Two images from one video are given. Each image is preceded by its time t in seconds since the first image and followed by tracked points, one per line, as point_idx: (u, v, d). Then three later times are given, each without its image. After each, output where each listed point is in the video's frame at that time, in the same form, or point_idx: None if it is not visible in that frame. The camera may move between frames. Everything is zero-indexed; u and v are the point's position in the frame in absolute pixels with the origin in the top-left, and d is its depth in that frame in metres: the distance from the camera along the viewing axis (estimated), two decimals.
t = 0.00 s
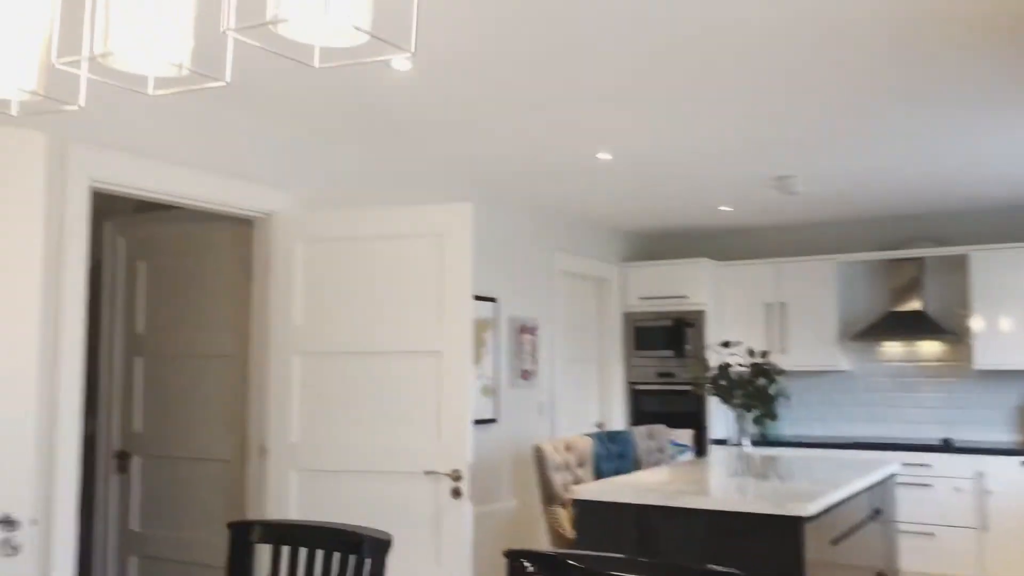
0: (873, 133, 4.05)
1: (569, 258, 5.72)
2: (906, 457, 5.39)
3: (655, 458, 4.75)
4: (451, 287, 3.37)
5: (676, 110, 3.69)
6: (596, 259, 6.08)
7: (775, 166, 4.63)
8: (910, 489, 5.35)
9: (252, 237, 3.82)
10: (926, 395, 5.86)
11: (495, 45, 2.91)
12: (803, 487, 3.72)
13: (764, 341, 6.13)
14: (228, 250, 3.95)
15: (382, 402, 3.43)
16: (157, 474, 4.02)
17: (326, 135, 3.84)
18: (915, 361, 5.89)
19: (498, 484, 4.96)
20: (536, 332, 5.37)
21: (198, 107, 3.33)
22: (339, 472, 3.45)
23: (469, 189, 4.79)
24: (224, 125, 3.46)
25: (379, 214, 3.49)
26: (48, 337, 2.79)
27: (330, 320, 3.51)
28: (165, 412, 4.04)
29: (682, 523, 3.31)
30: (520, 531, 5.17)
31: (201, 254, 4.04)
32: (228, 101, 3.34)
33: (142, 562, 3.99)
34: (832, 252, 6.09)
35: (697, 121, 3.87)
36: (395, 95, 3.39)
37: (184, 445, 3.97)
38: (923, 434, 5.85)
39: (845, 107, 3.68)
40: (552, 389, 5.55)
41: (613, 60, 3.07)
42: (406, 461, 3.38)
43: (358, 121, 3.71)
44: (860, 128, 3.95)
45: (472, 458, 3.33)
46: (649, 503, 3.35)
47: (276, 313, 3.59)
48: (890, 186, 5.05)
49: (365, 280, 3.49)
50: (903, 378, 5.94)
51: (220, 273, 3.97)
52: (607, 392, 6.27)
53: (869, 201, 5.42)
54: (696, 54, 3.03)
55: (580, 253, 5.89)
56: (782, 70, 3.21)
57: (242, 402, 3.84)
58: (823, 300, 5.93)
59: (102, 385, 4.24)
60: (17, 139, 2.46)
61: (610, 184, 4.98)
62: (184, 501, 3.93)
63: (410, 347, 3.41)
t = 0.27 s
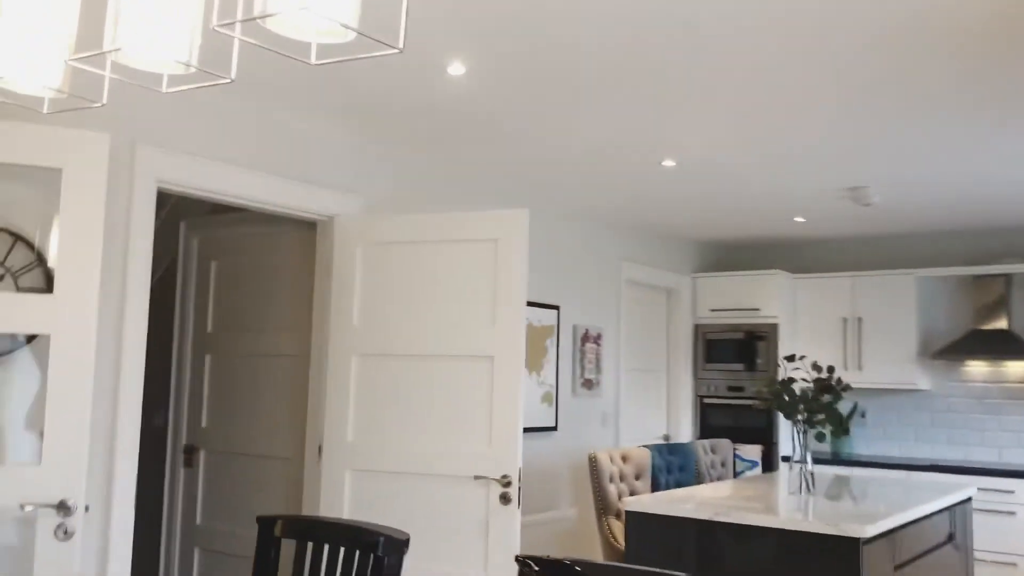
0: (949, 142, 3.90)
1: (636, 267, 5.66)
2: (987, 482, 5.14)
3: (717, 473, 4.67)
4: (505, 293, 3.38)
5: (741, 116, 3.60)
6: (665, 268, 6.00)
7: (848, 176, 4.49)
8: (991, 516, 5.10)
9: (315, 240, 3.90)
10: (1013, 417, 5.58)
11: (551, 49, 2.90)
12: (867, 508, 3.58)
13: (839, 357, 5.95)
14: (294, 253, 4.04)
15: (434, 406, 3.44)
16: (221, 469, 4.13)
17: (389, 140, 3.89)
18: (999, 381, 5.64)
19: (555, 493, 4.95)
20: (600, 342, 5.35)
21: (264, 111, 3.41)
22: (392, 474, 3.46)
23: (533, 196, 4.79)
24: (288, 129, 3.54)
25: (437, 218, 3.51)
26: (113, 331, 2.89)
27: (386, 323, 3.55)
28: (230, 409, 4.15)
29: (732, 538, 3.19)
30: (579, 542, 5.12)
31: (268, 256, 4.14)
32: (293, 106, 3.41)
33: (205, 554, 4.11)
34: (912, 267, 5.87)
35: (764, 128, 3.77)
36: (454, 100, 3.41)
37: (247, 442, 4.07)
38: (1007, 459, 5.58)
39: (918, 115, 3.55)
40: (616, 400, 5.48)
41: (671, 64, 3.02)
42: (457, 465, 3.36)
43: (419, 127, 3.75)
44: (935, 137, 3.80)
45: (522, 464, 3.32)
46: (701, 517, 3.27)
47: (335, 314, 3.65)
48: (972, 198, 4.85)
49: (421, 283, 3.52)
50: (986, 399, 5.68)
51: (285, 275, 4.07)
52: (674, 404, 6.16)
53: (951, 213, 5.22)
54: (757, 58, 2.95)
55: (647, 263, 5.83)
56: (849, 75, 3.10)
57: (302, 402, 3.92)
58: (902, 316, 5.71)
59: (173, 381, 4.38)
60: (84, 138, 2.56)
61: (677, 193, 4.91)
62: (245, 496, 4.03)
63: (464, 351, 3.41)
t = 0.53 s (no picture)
0: (1001, 128, 3.75)
1: (679, 248, 5.60)
2: None
3: (752, 458, 4.59)
4: (531, 271, 3.38)
5: (779, 98, 3.52)
6: (710, 250, 5.92)
7: (896, 161, 4.36)
8: None
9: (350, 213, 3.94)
10: None
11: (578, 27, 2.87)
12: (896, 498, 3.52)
13: (886, 345, 5.81)
14: (330, 226, 4.10)
15: (459, 381, 3.47)
16: (256, 434, 4.24)
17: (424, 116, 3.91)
18: None
19: (587, 470, 4.97)
20: (638, 322, 5.32)
21: (298, 85, 3.45)
22: (415, 445, 3.52)
23: (573, 174, 4.77)
24: (323, 103, 3.58)
25: (467, 193, 3.52)
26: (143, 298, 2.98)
27: (415, 296, 3.58)
28: (266, 376, 4.24)
29: (755, 523, 3.21)
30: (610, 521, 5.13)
31: (306, 228, 4.21)
32: (326, 80, 3.45)
33: (240, 516, 4.23)
34: (967, 255, 5.69)
35: (804, 110, 3.68)
36: (485, 77, 3.41)
37: (281, 409, 4.15)
38: None
39: (964, 99, 3.43)
40: (653, 380, 5.46)
41: (703, 44, 2.96)
42: (479, 440, 3.40)
43: (453, 103, 3.75)
44: (984, 122, 3.67)
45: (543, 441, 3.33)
46: (722, 500, 3.25)
47: (366, 286, 3.68)
48: None
49: (450, 258, 3.53)
50: None
51: (322, 247, 4.13)
52: (716, 387, 6.10)
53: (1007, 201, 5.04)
54: (790, 38, 2.88)
55: (691, 244, 5.77)
56: (888, 56, 3.00)
57: (333, 371, 3.99)
58: (954, 304, 5.55)
59: (213, 347, 4.49)
60: (115, 111, 2.65)
61: (719, 175, 4.84)
62: (278, 462, 4.13)
63: (489, 327, 3.43)
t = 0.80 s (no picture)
0: (1016, 89, 3.64)
1: (687, 210, 5.53)
2: None
3: (753, 424, 4.58)
4: (527, 231, 3.33)
5: (783, 56, 3.43)
6: (720, 212, 5.84)
7: (907, 123, 4.25)
8: None
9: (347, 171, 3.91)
10: None
11: None
12: (894, 464, 3.49)
13: (897, 310, 5.73)
14: (330, 184, 4.07)
15: (454, 342, 3.45)
16: (258, 392, 4.27)
17: (422, 73, 3.85)
18: None
19: (590, 432, 4.96)
20: (644, 286, 5.26)
21: (291, 41, 3.41)
22: (410, 405, 3.51)
23: (580, 134, 4.70)
24: (318, 60, 3.53)
25: (462, 152, 3.47)
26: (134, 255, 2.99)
27: (410, 256, 3.55)
28: (267, 334, 4.26)
29: (750, 488, 3.26)
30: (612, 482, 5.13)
31: (306, 186, 4.19)
32: (320, 36, 3.39)
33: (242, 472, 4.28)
34: (983, 219, 5.58)
35: (810, 69, 3.58)
36: (480, 33, 3.34)
37: (280, 366, 4.17)
38: None
39: (975, 59, 3.32)
40: (659, 343, 5.42)
41: None
42: (473, 400, 3.38)
43: (451, 60, 3.69)
44: (997, 83, 3.56)
45: (537, 402, 3.32)
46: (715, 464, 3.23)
47: (362, 246, 3.67)
48: None
49: (445, 218, 3.50)
50: None
51: (322, 206, 4.11)
52: (723, 350, 6.06)
53: None
54: None
55: (702, 207, 5.69)
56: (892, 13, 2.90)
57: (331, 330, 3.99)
58: (967, 270, 5.45)
59: (216, 305, 4.51)
60: (101, 66, 2.63)
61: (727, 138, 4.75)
62: (280, 419, 4.16)
63: (484, 287, 3.40)
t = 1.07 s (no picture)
0: (994, 49, 3.60)
1: (667, 175, 5.49)
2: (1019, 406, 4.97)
3: (733, 387, 4.61)
4: (499, 196, 3.28)
5: (759, 17, 3.37)
6: (700, 176, 5.80)
7: (885, 85, 4.21)
8: (1021, 441, 4.94)
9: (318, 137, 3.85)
10: None
11: None
12: (869, 426, 3.49)
13: (877, 274, 5.73)
14: (303, 150, 4.02)
15: (426, 308, 3.41)
16: (234, 362, 4.24)
17: (393, 36, 3.78)
18: None
19: (570, 399, 4.95)
20: (623, 251, 5.22)
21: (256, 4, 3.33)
22: (383, 373, 3.48)
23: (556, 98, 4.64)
24: (284, 23, 3.45)
25: (433, 116, 3.41)
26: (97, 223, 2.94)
27: (382, 223, 3.51)
28: (242, 304, 4.22)
29: (723, 452, 3.26)
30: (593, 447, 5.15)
31: (278, 153, 4.13)
32: None
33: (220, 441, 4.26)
34: (963, 182, 5.57)
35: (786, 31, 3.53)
36: None
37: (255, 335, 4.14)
38: None
39: (953, 19, 3.27)
40: (639, 309, 5.40)
41: None
42: (447, 367, 3.35)
43: (421, 23, 3.62)
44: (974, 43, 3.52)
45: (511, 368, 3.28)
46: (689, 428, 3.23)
47: (333, 213, 3.62)
48: None
49: (417, 184, 3.45)
50: None
51: (295, 173, 4.05)
52: (704, 315, 6.06)
53: (1006, 126, 4.89)
54: None
55: (682, 171, 5.65)
56: None
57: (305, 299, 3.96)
58: (946, 232, 5.44)
59: (190, 275, 4.46)
60: (56, 30, 2.56)
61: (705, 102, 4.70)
62: (256, 388, 4.14)
63: (456, 253, 3.35)
